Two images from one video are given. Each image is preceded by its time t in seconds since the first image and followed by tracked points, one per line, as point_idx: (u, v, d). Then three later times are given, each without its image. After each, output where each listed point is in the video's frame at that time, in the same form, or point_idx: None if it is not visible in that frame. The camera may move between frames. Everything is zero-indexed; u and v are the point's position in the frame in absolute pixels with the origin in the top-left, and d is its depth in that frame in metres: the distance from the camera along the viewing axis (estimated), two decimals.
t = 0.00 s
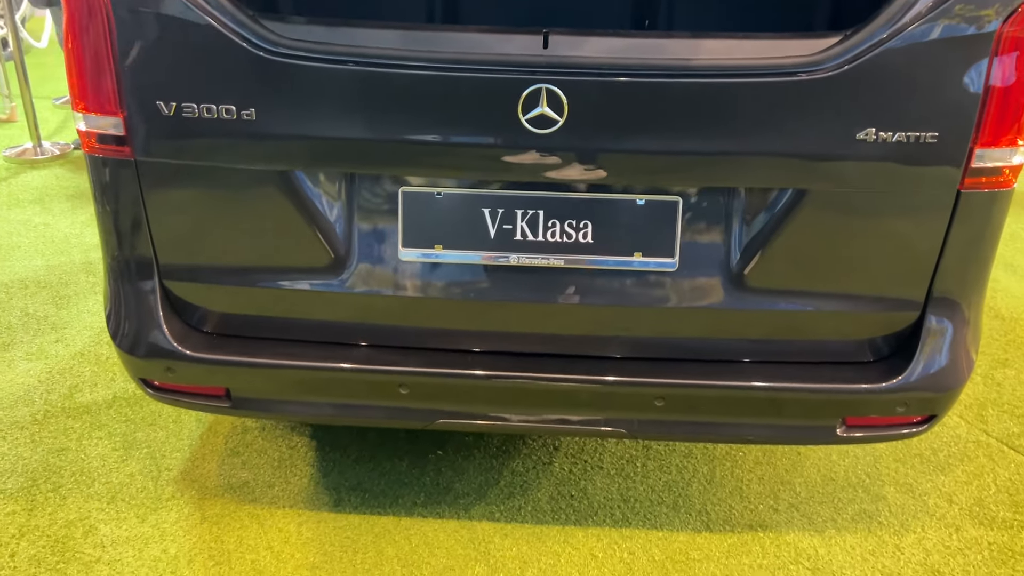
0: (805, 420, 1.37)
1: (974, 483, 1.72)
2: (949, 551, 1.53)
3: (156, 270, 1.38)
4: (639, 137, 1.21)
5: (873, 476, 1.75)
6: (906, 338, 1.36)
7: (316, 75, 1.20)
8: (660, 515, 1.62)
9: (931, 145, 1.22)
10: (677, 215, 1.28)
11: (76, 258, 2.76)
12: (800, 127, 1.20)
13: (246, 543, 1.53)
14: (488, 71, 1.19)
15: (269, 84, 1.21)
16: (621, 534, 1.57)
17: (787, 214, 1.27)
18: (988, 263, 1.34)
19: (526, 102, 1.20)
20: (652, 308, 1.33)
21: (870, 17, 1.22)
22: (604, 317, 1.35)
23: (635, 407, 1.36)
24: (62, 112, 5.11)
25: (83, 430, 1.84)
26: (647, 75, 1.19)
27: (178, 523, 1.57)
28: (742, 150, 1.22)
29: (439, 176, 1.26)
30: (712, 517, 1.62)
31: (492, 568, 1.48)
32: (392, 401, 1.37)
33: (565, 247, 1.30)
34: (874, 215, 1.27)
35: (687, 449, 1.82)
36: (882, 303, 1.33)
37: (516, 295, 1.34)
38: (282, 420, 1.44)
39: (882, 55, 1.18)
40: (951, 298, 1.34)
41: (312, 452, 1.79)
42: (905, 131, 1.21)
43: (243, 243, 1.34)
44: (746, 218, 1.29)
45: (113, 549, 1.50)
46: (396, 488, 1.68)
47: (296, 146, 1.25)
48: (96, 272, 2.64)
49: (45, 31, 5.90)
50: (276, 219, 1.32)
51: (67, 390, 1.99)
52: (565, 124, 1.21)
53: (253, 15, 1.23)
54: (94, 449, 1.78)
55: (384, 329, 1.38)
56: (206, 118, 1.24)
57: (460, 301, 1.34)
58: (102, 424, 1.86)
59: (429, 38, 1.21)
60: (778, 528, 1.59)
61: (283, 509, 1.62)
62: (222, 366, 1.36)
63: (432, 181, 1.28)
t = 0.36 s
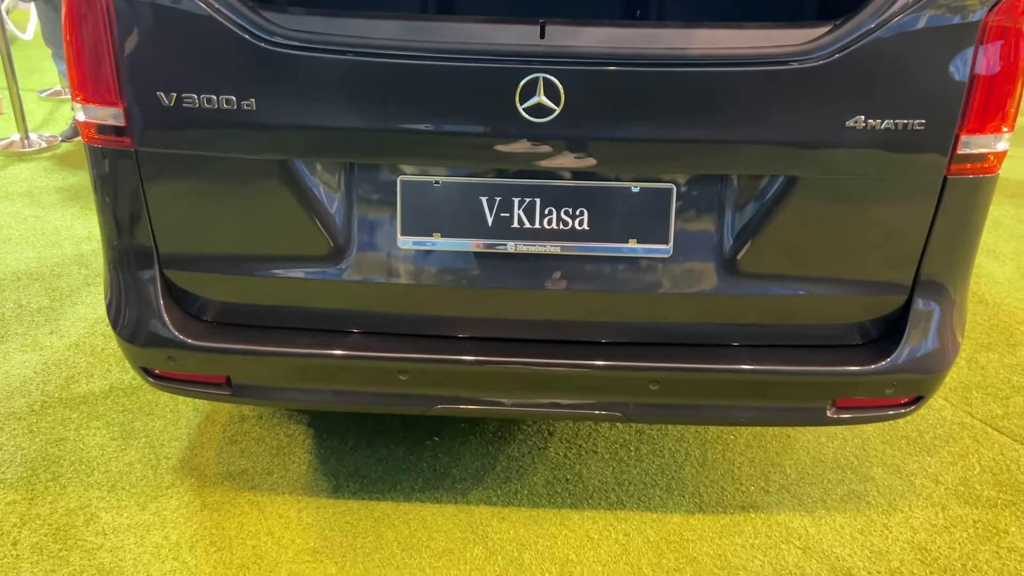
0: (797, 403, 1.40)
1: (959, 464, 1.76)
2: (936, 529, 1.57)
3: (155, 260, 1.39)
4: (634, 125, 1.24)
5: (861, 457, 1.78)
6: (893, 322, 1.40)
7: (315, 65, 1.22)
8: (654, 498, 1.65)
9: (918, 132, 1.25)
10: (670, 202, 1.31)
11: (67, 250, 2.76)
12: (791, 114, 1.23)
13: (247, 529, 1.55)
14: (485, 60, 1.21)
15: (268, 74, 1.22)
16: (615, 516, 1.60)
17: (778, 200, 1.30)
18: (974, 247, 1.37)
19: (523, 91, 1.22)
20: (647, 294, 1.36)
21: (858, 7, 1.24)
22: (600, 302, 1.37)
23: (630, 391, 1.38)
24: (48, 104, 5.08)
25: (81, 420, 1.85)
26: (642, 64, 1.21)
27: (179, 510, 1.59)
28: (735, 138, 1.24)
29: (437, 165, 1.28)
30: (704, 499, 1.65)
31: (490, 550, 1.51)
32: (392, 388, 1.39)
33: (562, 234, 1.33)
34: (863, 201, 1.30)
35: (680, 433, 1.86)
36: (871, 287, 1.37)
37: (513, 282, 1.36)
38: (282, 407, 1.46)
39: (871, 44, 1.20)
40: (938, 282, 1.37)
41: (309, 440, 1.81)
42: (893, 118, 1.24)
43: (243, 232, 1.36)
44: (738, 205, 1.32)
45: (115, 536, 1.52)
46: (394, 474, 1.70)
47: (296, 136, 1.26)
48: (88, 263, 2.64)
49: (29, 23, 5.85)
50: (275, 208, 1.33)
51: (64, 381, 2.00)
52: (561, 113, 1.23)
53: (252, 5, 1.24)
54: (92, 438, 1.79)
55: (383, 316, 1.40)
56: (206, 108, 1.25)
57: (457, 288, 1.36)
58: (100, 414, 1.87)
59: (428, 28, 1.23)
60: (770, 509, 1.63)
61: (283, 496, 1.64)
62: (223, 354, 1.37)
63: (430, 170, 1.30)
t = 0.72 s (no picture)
0: (785, 389, 1.42)
1: (944, 448, 1.79)
2: (922, 512, 1.60)
3: (149, 252, 1.39)
4: (624, 116, 1.25)
5: (848, 443, 1.81)
6: (880, 309, 1.42)
7: (307, 56, 1.22)
8: (645, 485, 1.67)
9: (904, 122, 1.27)
10: (661, 192, 1.33)
11: (55, 243, 2.75)
12: (779, 105, 1.25)
13: (242, 519, 1.56)
14: (476, 52, 1.22)
15: (261, 66, 1.23)
16: (607, 502, 1.62)
17: (767, 190, 1.32)
18: (958, 235, 1.39)
19: (514, 82, 1.23)
20: (638, 283, 1.38)
21: None
22: (591, 291, 1.39)
23: (622, 379, 1.40)
24: (33, 97, 5.04)
25: (73, 413, 1.85)
26: (631, 55, 1.22)
27: (174, 501, 1.60)
28: (724, 128, 1.26)
29: (430, 155, 1.29)
30: (695, 485, 1.67)
31: (484, 537, 1.53)
32: (386, 377, 1.40)
33: (554, 224, 1.34)
34: (851, 190, 1.32)
35: (670, 421, 1.88)
36: (858, 275, 1.39)
37: (505, 271, 1.37)
38: (277, 398, 1.47)
39: (857, 35, 1.22)
40: (923, 270, 1.39)
41: (303, 430, 1.82)
42: (879, 108, 1.26)
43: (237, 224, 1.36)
44: (727, 194, 1.33)
45: (110, 527, 1.52)
46: (388, 464, 1.71)
47: (289, 127, 1.27)
48: (78, 257, 2.63)
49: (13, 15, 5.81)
50: (268, 199, 1.34)
51: (55, 374, 2.00)
52: (553, 104, 1.24)
53: None
54: (85, 431, 1.79)
55: (376, 306, 1.41)
56: (199, 100, 1.26)
57: (450, 278, 1.38)
58: (92, 406, 1.87)
59: (420, 20, 1.24)
60: (759, 494, 1.65)
61: (277, 486, 1.65)
62: (217, 345, 1.38)
63: (422, 161, 1.31)
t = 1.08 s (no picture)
0: (775, 378, 1.44)
1: (931, 437, 1.81)
2: (909, 500, 1.62)
3: (141, 246, 1.39)
4: (615, 109, 1.26)
5: (837, 433, 1.83)
6: (868, 299, 1.44)
7: (299, 49, 1.22)
8: (636, 475, 1.69)
9: (891, 113, 1.28)
10: (652, 184, 1.33)
11: (44, 239, 2.73)
12: (768, 97, 1.26)
13: (236, 513, 1.56)
14: (468, 45, 1.22)
15: (253, 59, 1.23)
16: (599, 493, 1.63)
17: (756, 182, 1.33)
18: (945, 225, 1.41)
19: (506, 75, 1.24)
20: (629, 275, 1.39)
21: None
22: (583, 283, 1.40)
23: (613, 370, 1.41)
24: (18, 93, 5.00)
25: (64, 408, 1.85)
26: (622, 48, 1.23)
27: (167, 495, 1.60)
28: (714, 120, 1.27)
29: (422, 148, 1.30)
30: (686, 475, 1.69)
31: (477, 528, 1.54)
32: (379, 370, 1.41)
33: (545, 217, 1.35)
34: (839, 182, 1.33)
35: (661, 412, 1.89)
36: (846, 265, 1.40)
37: (497, 264, 1.38)
38: (270, 391, 1.47)
39: (845, 28, 1.23)
40: (910, 260, 1.41)
41: (296, 424, 1.82)
42: (867, 100, 1.27)
43: (229, 217, 1.36)
44: (717, 186, 1.35)
45: (103, 522, 1.53)
46: (381, 457, 1.72)
47: (281, 120, 1.27)
48: (67, 253, 2.62)
49: None
50: (260, 193, 1.34)
51: (46, 370, 2.00)
52: (544, 96, 1.25)
53: None
54: (77, 426, 1.79)
55: (369, 299, 1.41)
56: (191, 94, 1.26)
57: (443, 271, 1.38)
58: (84, 402, 1.87)
59: (412, 13, 1.23)
60: (749, 484, 1.67)
61: (271, 479, 1.65)
62: (210, 338, 1.38)
63: (414, 154, 1.31)
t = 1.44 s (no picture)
0: (767, 374, 1.45)
1: (921, 431, 1.83)
2: (900, 493, 1.64)
3: (135, 245, 1.39)
4: (608, 107, 1.27)
5: (829, 427, 1.85)
6: (859, 295, 1.45)
7: (292, 48, 1.22)
8: (630, 470, 1.70)
9: (882, 110, 1.29)
10: (644, 181, 1.34)
11: (34, 237, 2.72)
12: (760, 95, 1.27)
13: (230, 511, 1.56)
14: (461, 43, 1.22)
15: (246, 58, 1.23)
16: (593, 488, 1.64)
17: (748, 179, 1.34)
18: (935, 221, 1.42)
19: (500, 73, 1.24)
20: (622, 271, 1.40)
21: None
22: (577, 280, 1.40)
23: (607, 366, 1.42)
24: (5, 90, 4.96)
25: (57, 407, 1.84)
26: (615, 46, 1.24)
27: (162, 494, 1.60)
28: (706, 118, 1.28)
29: (416, 146, 1.30)
30: (679, 470, 1.70)
31: (473, 524, 1.54)
32: (374, 367, 1.41)
33: (539, 214, 1.36)
34: (830, 179, 1.35)
35: (654, 407, 1.90)
36: (837, 261, 1.42)
37: (492, 261, 1.39)
38: (265, 389, 1.47)
39: (836, 25, 1.24)
40: (900, 256, 1.42)
41: (290, 422, 1.82)
42: (857, 98, 1.28)
43: (223, 216, 1.36)
44: (710, 182, 1.35)
45: (98, 521, 1.53)
46: (375, 454, 1.72)
47: (275, 119, 1.27)
48: (57, 251, 2.61)
49: None
50: (254, 192, 1.34)
51: (38, 369, 1.99)
52: (537, 94, 1.26)
53: None
54: (70, 425, 1.79)
55: (363, 297, 1.42)
56: (184, 93, 1.26)
57: (438, 268, 1.39)
58: (77, 401, 1.87)
59: (406, 11, 1.23)
60: (742, 478, 1.68)
61: (266, 477, 1.65)
62: (205, 337, 1.38)
63: (408, 152, 1.31)
